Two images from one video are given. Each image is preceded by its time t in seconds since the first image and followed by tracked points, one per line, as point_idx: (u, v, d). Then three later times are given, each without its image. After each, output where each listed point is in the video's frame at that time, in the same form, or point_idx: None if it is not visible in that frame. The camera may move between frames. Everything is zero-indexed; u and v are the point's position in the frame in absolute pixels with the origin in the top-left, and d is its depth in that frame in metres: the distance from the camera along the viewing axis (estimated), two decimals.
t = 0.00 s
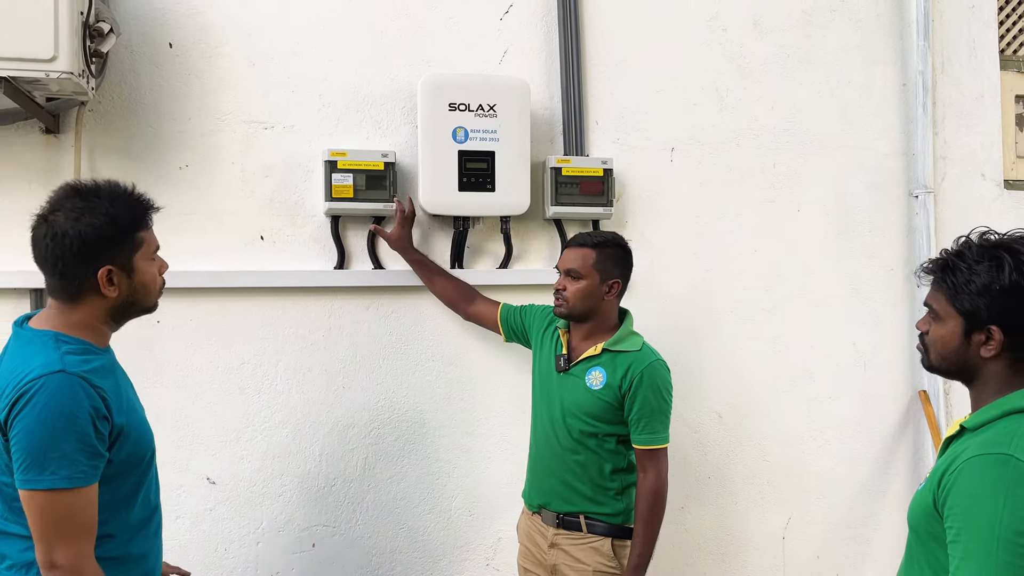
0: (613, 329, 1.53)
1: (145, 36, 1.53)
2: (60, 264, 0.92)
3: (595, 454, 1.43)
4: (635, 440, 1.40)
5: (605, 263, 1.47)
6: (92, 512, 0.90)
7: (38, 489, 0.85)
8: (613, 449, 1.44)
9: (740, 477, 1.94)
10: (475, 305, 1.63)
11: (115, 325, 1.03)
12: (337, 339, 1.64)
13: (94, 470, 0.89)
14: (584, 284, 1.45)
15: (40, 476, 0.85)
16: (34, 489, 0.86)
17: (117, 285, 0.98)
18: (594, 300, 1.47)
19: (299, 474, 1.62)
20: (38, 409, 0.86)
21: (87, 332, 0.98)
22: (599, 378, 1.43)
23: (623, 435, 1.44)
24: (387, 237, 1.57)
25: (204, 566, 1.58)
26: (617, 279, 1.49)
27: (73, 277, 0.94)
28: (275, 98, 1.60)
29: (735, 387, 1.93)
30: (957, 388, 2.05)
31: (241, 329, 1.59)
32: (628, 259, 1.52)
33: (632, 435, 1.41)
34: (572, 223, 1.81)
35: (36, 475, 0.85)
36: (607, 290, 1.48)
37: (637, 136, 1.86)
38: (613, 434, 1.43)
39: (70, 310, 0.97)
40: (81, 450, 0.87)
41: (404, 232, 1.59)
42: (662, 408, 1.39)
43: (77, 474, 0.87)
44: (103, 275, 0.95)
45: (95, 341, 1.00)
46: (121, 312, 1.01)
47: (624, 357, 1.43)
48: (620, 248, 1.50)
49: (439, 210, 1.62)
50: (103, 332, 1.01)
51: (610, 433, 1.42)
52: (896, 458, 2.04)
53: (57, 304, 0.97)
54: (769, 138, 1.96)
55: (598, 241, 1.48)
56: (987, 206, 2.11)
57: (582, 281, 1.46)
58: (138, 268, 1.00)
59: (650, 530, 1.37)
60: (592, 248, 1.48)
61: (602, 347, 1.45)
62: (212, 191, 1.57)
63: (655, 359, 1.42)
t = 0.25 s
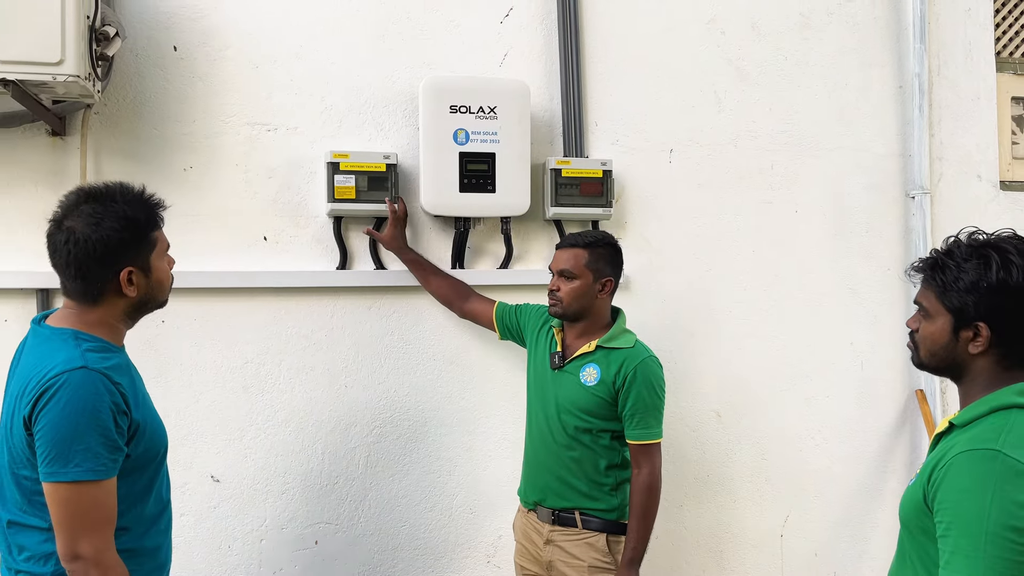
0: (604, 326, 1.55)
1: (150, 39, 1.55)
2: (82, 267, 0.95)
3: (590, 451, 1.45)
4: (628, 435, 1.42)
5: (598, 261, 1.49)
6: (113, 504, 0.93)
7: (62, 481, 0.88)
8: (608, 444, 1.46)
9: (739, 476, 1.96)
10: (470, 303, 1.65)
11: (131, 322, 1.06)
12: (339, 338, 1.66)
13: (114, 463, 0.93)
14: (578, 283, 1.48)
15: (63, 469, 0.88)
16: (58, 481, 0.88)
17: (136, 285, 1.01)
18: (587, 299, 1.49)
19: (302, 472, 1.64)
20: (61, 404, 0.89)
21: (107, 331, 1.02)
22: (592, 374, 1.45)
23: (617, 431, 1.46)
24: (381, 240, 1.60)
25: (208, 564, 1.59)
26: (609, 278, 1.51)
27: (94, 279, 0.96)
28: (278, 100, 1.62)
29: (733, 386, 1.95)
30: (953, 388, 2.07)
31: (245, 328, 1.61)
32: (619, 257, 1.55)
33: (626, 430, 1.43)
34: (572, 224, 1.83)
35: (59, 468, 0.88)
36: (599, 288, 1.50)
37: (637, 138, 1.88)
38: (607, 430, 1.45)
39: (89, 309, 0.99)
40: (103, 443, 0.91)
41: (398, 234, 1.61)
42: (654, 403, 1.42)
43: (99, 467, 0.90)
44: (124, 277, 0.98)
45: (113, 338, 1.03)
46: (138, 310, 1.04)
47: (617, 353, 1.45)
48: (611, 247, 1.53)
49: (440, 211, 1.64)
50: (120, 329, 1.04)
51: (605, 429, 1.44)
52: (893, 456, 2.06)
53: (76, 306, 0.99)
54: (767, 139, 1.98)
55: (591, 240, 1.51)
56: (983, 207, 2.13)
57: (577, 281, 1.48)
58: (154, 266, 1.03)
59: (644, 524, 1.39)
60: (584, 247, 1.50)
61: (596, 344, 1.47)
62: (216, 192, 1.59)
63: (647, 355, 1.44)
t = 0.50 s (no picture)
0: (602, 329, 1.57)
1: (158, 46, 1.57)
2: (104, 271, 0.98)
3: (587, 451, 1.47)
4: (625, 436, 1.44)
5: (595, 265, 1.51)
6: (140, 496, 0.96)
7: (92, 474, 0.92)
8: (604, 445, 1.48)
9: (739, 476, 1.98)
10: (471, 306, 1.67)
11: (148, 323, 1.09)
12: (345, 340, 1.68)
13: (141, 457, 0.96)
14: (576, 287, 1.50)
15: (94, 462, 0.92)
16: (88, 474, 0.92)
17: (154, 287, 1.04)
18: (585, 302, 1.51)
19: (308, 472, 1.66)
20: (90, 400, 0.93)
21: (126, 332, 1.05)
22: (590, 376, 1.47)
23: (614, 432, 1.49)
24: (384, 243, 1.61)
25: (216, 563, 1.62)
26: (606, 281, 1.53)
27: (116, 283, 0.99)
28: (284, 106, 1.65)
29: (734, 388, 1.97)
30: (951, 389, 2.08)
31: (252, 330, 1.63)
32: (616, 260, 1.57)
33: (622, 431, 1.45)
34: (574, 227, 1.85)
35: (90, 462, 0.92)
36: (597, 291, 1.52)
37: (638, 142, 1.90)
38: (604, 431, 1.48)
39: (110, 312, 1.03)
40: (131, 438, 0.94)
41: (400, 237, 1.64)
42: (650, 405, 1.44)
43: (128, 460, 0.94)
44: (144, 280, 1.02)
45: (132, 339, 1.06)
46: (156, 311, 1.07)
47: (614, 355, 1.48)
48: (608, 250, 1.55)
49: (444, 215, 1.66)
50: (138, 330, 1.07)
51: (602, 430, 1.47)
52: (892, 457, 2.08)
53: (96, 308, 1.02)
54: (767, 143, 2.00)
55: (588, 244, 1.53)
56: (981, 210, 2.15)
57: (575, 285, 1.50)
58: (170, 268, 1.06)
59: (640, 523, 1.41)
60: (582, 251, 1.53)
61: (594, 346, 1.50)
62: (224, 197, 1.61)
63: (644, 357, 1.47)
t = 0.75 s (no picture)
0: (600, 326, 1.59)
1: (164, 48, 1.59)
2: (115, 268, 1.00)
3: (584, 447, 1.49)
4: (621, 433, 1.46)
5: (590, 263, 1.54)
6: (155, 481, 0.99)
7: (111, 459, 0.94)
8: (601, 441, 1.50)
9: (737, 472, 2.00)
10: (471, 309, 1.69)
11: (157, 319, 1.12)
12: (348, 338, 1.71)
13: (156, 444, 0.99)
14: (572, 284, 1.52)
15: (112, 447, 0.94)
16: (107, 459, 0.94)
17: (163, 284, 1.06)
18: (581, 299, 1.53)
19: (311, 468, 1.69)
20: (109, 389, 0.96)
21: (136, 328, 1.07)
22: (587, 373, 1.50)
23: (611, 429, 1.51)
24: (387, 241, 1.63)
25: (221, 557, 1.64)
26: (603, 279, 1.55)
27: (126, 279, 1.02)
28: (288, 107, 1.67)
29: (731, 385, 2.00)
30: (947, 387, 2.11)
31: (257, 328, 1.66)
32: (613, 259, 1.59)
33: (619, 428, 1.47)
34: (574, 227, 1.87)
35: (110, 447, 0.94)
36: (593, 289, 1.54)
37: (637, 143, 1.93)
38: (601, 428, 1.50)
39: (121, 308, 1.05)
40: (147, 424, 0.97)
41: (405, 237, 1.64)
42: (647, 402, 1.46)
43: (145, 445, 0.96)
44: (153, 276, 1.04)
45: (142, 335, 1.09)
46: (165, 307, 1.10)
47: (611, 353, 1.50)
48: (605, 249, 1.57)
49: (446, 214, 1.68)
50: (148, 327, 1.10)
51: (598, 426, 1.49)
52: (888, 454, 2.11)
53: (107, 305, 1.05)
54: (764, 143, 2.02)
55: (585, 243, 1.55)
56: (977, 209, 2.17)
57: (571, 281, 1.52)
58: (178, 265, 1.08)
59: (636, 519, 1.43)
60: (578, 249, 1.55)
61: (591, 344, 1.52)
62: (228, 197, 1.64)
63: (640, 355, 1.49)
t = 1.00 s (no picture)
0: (598, 322, 1.62)
1: (169, 48, 1.62)
2: (127, 260, 1.04)
3: (583, 440, 1.52)
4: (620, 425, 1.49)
5: (589, 258, 1.57)
6: (156, 466, 1.01)
7: (110, 447, 0.97)
8: (599, 434, 1.53)
9: (733, 466, 2.03)
10: (468, 313, 1.71)
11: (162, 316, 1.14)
12: (350, 333, 1.74)
13: (155, 431, 1.02)
14: (570, 278, 1.55)
15: (109, 435, 0.97)
16: (107, 447, 0.97)
17: (169, 279, 1.10)
18: (579, 293, 1.56)
19: (314, 461, 1.72)
20: (105, 381, 0.99)
21: (140, 322, 1.09)
22: (586, 367, 1.52)
23: (610, 422, 1.54)
24: (385, 254, 1.64)
25: (226, 548, 1.67)
26: (601, 274, 1.58)
27: (136, 271, 1.05)
28: (291, 105, 1.70)
29: (728, 380, 2.02)
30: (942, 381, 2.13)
31: (261, 323, 1.68)
32: (613, 256, 1.62)
33: (617, 420, 1.50)
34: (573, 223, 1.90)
35: (110, 434, 0.97)
36: (591, 283, 1.57)
37: (635, 141, 1.95)
38: (599, 421, 1.52)
39: (127, 302, 1.08)
40: (143, 412, 1.00)
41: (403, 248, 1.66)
42: (645, 395, 1.49)
43: (142, 432, 0.99)
44: (162, 271, 1.08)
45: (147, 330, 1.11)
46: (169, 303, 1.13)
47: (609, 347, 1.53)
48: (604, 245, 1.60)
49: (446, 211, 1.71)
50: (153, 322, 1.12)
51: (597, 419, 1.52)
52: (883, 448, 2.13)
53: (114, 297, 1.08)
54: (760, 141, 2.05)
55: (585, 238, 1.58)
56: (971, 206, 2.19)
57: (569, 275, 1.55)
58: (185, 263, 1.12)
59: (634, 511, 1.46)
60: (578, 244, 1.58)
61: (590, 338, 1.55)
62: (232, 194, 1.66)
63: (639, 349, 1.52)
